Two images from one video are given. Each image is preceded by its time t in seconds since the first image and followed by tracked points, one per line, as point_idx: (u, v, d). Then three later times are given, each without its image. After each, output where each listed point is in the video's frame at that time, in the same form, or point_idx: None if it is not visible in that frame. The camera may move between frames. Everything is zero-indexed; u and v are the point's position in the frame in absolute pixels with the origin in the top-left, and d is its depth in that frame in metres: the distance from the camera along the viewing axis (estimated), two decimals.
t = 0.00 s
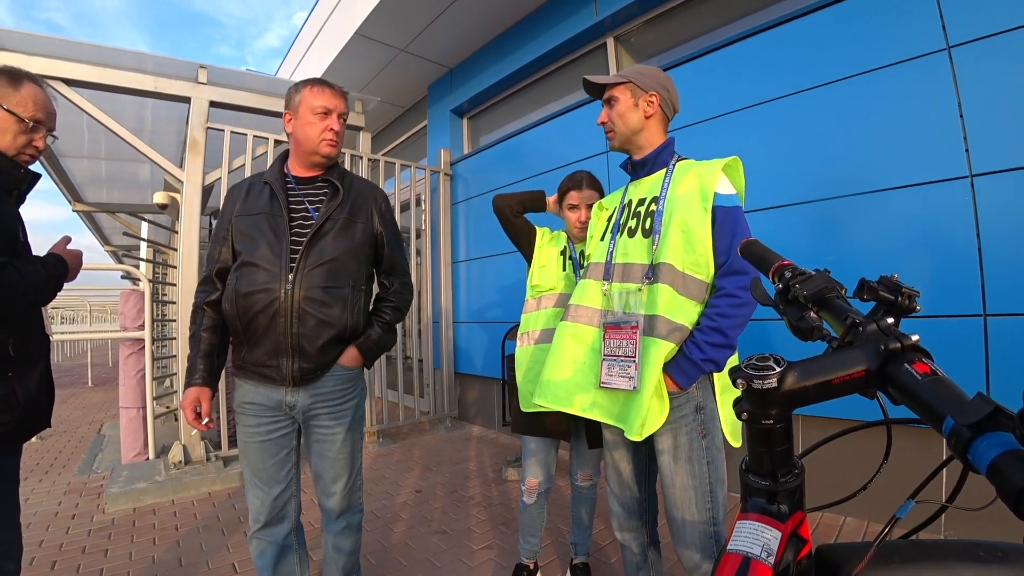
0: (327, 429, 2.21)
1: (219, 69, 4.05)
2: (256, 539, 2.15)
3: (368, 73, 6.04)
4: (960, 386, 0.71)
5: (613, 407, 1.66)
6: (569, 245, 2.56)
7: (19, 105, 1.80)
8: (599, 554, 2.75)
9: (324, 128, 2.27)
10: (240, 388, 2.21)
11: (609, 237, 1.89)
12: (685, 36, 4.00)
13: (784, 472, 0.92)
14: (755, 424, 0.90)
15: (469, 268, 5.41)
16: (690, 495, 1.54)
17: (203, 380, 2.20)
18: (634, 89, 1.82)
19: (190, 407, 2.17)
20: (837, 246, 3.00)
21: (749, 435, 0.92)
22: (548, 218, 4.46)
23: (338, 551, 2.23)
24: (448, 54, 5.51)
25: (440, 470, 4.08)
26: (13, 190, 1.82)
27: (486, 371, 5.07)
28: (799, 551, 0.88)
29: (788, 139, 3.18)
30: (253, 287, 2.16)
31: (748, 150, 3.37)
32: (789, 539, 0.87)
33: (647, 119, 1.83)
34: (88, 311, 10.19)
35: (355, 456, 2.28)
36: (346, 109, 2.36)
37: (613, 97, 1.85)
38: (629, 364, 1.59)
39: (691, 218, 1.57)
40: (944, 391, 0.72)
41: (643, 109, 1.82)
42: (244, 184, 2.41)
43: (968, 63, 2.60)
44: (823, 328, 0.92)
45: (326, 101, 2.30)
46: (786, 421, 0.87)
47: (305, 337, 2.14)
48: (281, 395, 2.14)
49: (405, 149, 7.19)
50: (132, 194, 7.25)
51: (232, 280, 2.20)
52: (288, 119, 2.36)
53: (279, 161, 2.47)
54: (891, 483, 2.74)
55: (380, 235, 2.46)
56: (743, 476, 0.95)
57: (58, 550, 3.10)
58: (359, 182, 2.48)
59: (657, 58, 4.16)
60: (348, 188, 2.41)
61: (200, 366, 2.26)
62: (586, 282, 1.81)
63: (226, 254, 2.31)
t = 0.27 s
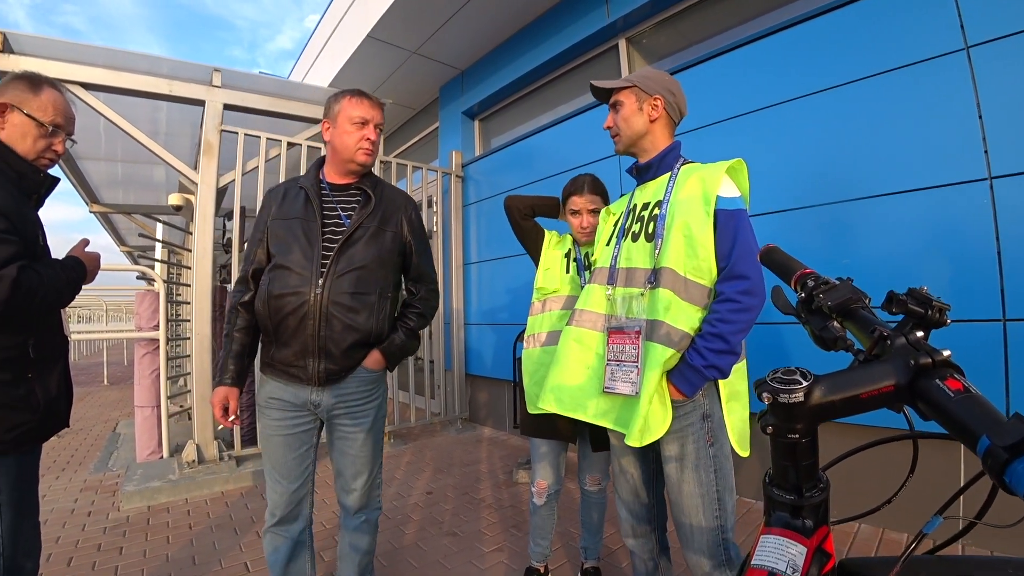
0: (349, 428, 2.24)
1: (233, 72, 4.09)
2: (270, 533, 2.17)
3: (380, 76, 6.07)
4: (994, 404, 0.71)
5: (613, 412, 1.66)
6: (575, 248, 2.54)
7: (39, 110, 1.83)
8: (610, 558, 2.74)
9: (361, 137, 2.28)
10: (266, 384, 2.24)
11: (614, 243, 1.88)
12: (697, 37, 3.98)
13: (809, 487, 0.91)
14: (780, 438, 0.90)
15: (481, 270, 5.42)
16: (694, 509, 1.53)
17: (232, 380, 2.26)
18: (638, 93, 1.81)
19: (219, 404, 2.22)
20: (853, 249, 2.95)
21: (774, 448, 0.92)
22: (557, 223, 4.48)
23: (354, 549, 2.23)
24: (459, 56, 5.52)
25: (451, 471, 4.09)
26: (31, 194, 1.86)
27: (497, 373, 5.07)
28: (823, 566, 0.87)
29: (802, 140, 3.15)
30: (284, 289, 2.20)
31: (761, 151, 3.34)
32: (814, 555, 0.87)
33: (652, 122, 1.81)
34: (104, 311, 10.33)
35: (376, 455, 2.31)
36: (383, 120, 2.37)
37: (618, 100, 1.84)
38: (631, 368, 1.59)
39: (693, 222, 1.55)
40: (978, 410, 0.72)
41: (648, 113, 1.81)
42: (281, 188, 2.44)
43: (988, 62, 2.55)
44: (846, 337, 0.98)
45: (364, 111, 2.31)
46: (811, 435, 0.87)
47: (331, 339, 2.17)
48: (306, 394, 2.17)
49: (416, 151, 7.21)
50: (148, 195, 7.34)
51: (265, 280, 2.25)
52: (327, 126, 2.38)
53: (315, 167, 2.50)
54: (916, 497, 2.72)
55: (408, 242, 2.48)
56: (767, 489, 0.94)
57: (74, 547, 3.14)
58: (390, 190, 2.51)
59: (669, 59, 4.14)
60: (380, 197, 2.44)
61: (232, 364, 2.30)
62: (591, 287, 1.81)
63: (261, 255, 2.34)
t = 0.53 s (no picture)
0: (363, 429, 2.25)
1: (250, 76, 4.14)
2: (280, 525, 2.19)
3: (394, 79, 6.11)
4: None
5: (632, 416, 1.64)
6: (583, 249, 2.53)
7: (61, 115, 1.85)
8: (625, 562, 2.72)
9: (382, 144, 2.31)
10: (283, 382, 2.27)
11: (629, 244, 1.88)
12: (712, 37, 3.94)
13: (837, 491, 0.89)
14: (806, 442, 0.88)
15: (494, 272, 5.43)
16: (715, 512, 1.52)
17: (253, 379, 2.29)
18: (655, 91, 1.80)
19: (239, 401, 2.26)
20: (872, 250, 2.90)
21: (801, 452, 0.90)
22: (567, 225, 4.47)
23: (368, 548, 2.22)
24: (472, 58, 5.54)
25: (464, 473, 4.09)
26: (54, 198, 1.89)
27: (510, 375, 5.06)
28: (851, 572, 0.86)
29: (819, 140, 3.10)
30: (304, 290, 2.22)
31: (778, 151, 3.30)
32: (842, 560, 0.85)
33: (667, 121, 1.80)
34: (124, 312, 10.52)
35: (390, 456, 2.30)
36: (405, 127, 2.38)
37: (633, 99, 1.83)
38: (649, 371, 1.57)
39: (711, 222, 1.54)
40: (1012, 415, 0.70)
41: (663, 111, 1.79)
42: (304, 193, 2.50)
43: (1011, 59, 2.49)
44: (872, 340, 0.97)
45: (386, 119, 2.32)
46: (839, 440, 0.85)
47: (346, 339, 2.19)
48: (321, 393, 2.19)
49: (430, 154, 7.25)
50: (166, 198, 7.46)
51: (286, 281, 2.28)
52: (350, 133, 2.40)
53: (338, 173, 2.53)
54: (946, 505, 2.63)
55: (426, 248, 2.49)
56: (793, 493, 0.93)
57: (93, 544, 3.20)
58: (411, 198, 2.52)
59: (684, 59, 4.10)
60: (399, 203, 2.46)
61: (253, 364, 2.34)
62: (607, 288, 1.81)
63: (285, 257, 2.39)
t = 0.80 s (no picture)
0: (365, 428, 2.25)
1: (258, 81, 4.18)
2: (291, 521, 2.24)
3: (400, 82, 6.14)
4: None
5: (660, 416, 1.63)
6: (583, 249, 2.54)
7: (72, 122, 1.88)
8: (634, 564, 2.70)
9: (377, 150, 2.35)
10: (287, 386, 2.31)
11: (650, 240, 1.90)
12: (718, 36, 3.92)
13: (853, 494, 0.87)
14: (821, 443, 0.87)
15: (501, 273, 5.43)
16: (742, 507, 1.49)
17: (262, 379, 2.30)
18: (675, 87, 1.79)
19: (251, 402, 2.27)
20: (883, 248, 2.87)
21: (815, 453, 0.89)
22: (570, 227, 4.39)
23: (375, 548, 2.22)
24: (478, 61, 5.55)
25: (473, 475, 4.08)
26: (65, 204, 1.91)
27: (518, 376, 5.06)
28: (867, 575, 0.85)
29: (828, 138, 3.08)
30: (303, 293, 2.26)
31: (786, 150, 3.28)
32: (857, 564, 0.84)
33: (687, 117, 1.79)
34: (135, 316, 10.63)
35: (394, 455, 2.30)
36: (400, 133, 2.42)
37: (653, 95, 1.83)
38: (675, 369, 1.58)
39: (735, 213, 1.54)
40: None
41: (683, 107, 1.79)
42: (305, 202, 2.55)
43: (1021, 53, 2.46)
44: (887, 340, 0.95)
45: (381, 126, 2.37)
46: (854, 441, 0.84)
47: (343, 339, 2.21)
48: (323, 394, 2.22)
49: (437, 156, 7.26)
50: (176, 203, 7.53)
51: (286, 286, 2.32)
52: (346, 141, 2.45)
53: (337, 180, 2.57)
54: (965, 506, 2.58)
55: (422, 250, 2.48)
56: (808, 496, 0.91)
57: (105, 545, 3.22)
58: (408, 202, 2.53)
59: (689, 58, 4.08)
60: (394, 208, 2.47)
61: (263, 363, 2.37)
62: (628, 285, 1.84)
63: (286, 263, 2.43)
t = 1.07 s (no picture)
0: (363, 424, 2.28)
1: (261, 85, 4.20)
2: (299, 519, 2.27)
3: (403, 84, 6.16)
4: None
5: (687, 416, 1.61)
6: (582, 249, 2.52)
7: (78, 127, 1.89)
8: (640, 563, 2.69)
9: (357, 157, 2.38)
10: (284, 389, 2.34)
11: (674, 236, 1.87)
12: (720, 34, 3.91)
13: (859, 491, 0.87)
14: (827, 440, 0.86)
15: (505, 274, 5.43)
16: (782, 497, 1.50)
17: (260, 387, 2.37)
18: (698, 82, 1.79)
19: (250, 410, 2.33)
20: (889, 245, 2.86)
21: (821, 450, 0.89)
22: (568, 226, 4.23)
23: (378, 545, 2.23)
24: (480, 62, 5.56)
25: (478, 475, 4.08)
26: (72, 208, 1.93)
27: (522, 376, 5.06)
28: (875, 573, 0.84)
29: (833, 135, 3.07)
30: (293, 297, 2.28)
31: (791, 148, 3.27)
32: (865, 562, 0.83)
33: (710, 111, 1.79)
34: (141, 319, 10.69)
35: (392, 449, 2.33)
36: (378, 139, 2.46)
37: (676, 89, 1.82)
38: (708, 366, 1.56)
39: (769, 208, 1.53)
40: None
41: (706, 102, 1.78)
42: (287, 211, 2.56)
43: None
44: (893, 336, 0.95)
45: (359, 133, 2.41)
46: (861, 437, 0.84)
47: (335, 339, 2.24)
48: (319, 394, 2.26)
49: (440, 158, 7.28)
50: (181, 207, 7.58)
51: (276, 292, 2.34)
52: (325, 149, 2.48)
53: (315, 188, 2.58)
54: (971, 505, 2.57)
55: (405, 249, 2.50)
56: (815, 493, 0.91)
57: (114, 547, 3.25)
58: (388, 204, 2.55)
59: (691, 57, 4.07)
60: (376, 210, 2.49)
61: (259, 373, 2.41)
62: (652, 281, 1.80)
63: (274, 272, 2.45)
